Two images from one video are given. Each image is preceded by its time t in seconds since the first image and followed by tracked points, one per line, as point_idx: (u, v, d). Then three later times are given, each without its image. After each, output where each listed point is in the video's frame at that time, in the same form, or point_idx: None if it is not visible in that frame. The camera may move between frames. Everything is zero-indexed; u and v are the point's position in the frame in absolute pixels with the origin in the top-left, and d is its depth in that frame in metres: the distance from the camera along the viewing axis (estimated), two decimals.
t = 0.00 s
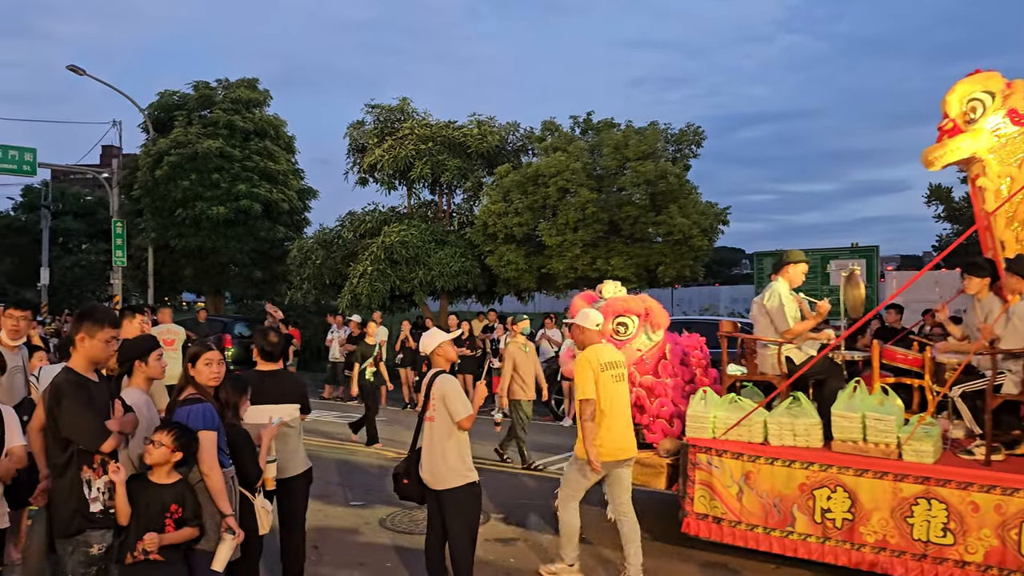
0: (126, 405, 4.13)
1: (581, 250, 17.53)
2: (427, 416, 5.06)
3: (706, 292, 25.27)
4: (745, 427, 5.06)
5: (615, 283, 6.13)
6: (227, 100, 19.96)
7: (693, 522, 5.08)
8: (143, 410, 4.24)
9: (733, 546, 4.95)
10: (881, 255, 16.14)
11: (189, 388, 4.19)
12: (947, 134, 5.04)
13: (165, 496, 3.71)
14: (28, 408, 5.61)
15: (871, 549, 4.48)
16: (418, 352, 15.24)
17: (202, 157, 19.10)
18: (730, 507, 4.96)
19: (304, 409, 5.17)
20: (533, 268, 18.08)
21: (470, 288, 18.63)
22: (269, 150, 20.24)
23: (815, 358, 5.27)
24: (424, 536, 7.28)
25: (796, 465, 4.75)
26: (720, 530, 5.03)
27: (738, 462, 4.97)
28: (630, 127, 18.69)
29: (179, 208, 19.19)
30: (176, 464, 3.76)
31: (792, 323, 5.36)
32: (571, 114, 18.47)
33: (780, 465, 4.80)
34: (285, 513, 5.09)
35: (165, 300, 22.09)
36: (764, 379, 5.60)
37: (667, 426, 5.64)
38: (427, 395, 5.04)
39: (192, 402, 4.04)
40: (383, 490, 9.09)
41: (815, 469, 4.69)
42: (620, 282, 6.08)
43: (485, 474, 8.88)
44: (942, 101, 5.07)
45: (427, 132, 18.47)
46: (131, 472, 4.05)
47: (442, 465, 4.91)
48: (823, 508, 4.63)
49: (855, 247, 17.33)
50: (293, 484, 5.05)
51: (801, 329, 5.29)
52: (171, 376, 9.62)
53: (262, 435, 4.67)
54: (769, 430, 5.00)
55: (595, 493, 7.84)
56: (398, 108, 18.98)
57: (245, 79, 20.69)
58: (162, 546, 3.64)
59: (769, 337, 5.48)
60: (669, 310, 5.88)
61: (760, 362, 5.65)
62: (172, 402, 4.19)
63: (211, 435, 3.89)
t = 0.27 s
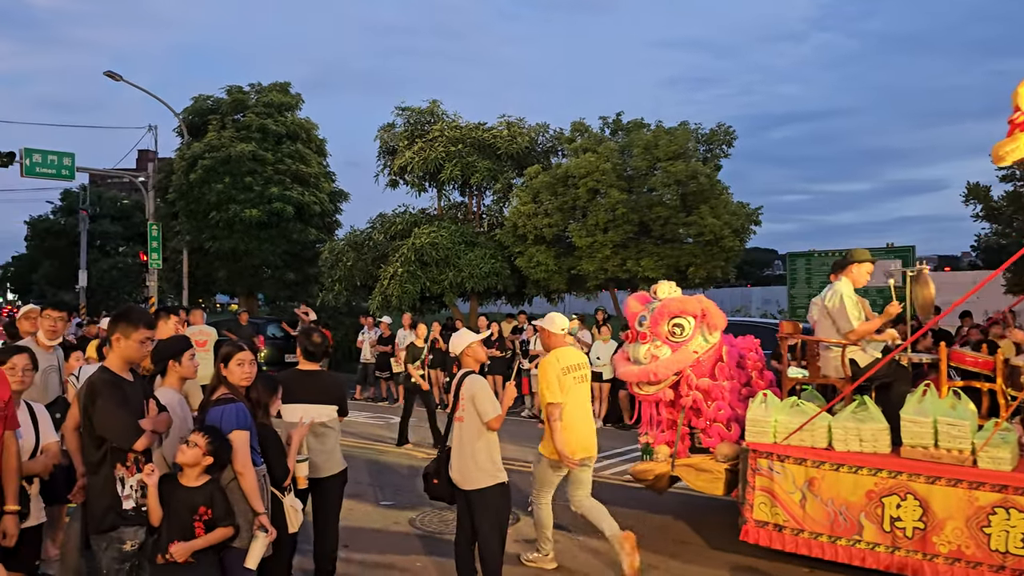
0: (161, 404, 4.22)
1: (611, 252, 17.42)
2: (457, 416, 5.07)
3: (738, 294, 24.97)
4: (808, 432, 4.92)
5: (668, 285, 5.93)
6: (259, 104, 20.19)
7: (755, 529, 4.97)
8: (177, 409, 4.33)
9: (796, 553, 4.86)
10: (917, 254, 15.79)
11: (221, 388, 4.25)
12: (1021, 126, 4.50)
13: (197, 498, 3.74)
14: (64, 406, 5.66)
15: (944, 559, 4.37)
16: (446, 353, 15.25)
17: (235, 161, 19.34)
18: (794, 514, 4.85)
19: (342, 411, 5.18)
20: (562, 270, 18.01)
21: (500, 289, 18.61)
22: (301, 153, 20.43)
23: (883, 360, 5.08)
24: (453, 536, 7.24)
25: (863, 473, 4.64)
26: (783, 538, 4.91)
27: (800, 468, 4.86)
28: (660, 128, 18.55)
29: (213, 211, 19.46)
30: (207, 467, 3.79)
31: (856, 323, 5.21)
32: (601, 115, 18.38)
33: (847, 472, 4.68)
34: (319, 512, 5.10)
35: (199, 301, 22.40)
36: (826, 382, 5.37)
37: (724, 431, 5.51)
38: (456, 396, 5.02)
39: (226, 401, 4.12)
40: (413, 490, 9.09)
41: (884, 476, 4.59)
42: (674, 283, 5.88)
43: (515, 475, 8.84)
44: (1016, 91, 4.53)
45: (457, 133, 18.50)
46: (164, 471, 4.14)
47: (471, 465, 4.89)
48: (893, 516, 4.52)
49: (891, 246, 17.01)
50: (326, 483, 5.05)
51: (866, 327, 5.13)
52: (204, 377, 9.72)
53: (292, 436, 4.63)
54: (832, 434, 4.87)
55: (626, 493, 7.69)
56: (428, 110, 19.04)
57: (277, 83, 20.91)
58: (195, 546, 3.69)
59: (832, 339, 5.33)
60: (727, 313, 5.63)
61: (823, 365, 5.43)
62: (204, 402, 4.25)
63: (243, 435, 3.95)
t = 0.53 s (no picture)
0: (200, 404, 4.27)
1: (645, 255, 17.29)
2: (491, 418, 5.01)
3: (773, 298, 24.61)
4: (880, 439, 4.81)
5: (731, 288, 5.86)
6: (295, 109, 20.42)
7: (824, 539, 4.86)
8: (215, 410, 4.37)
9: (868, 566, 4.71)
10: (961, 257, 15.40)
11: (259, 389, 4.28)
12: None
13: (231, 491, 3.83)
14: (105, 405, 5.72)
15: None
16: (479, 356, 15.24)
17: (272, 165, 19.61)
18: (865, 524, 4.71)
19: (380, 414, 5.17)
20: (596, 273, 17.91)
21: (533, 292, 18.57)
22: (336, 158, 20.64)
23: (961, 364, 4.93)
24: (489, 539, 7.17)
25: (941, 482, 4.48)
26: (853, 549, 4.77)
27: (873, 477, 4.72)
28: (694, 130, 18.38)
29: (250, 215, 19.72)
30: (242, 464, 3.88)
31: (936, 327, 5.05)
32: (635, 118, 18.25)
33: (922, 481, 4.54)
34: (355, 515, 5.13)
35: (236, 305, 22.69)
36: (897, 387, 5.21)
37: (788, 437, 5.39)
38: (489, 397, 4.97)
39: (264, 403, 4.16)
40: (447, 492, 9.08)
41: (962, 486, 4.42)
42: (736, 287, 5.81)
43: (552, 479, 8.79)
44: None
45: (490, 137, 18.52)
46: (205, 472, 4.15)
47: (506, 467, 4.85)
48: (972, 528, 4.34)
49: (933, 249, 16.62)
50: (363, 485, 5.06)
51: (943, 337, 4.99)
52: (242, 379, 9.82)
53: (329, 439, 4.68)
54: (906, 442, 4.74)
55: (661, 498, 7.64)
56: (461, 114, 19.10)
57: (312, 88, 21.15)
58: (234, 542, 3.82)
59: (906, 343, 5.18)
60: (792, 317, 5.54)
61: (894, 370, 5.28)
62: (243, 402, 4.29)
63: (280, 437, 4.01)
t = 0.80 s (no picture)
0: (238, 407, 4.28)
1: (678, 258, 17.14)
2: (524, 423, 4.95)
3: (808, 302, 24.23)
4: (956, 450, 4.55)
5: (793, 291, 5.67)
6: (329, 115, 20.65)
7: (897, 554, 4.68)
8: (253, 414, 4.39)
9: None
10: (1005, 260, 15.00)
11: (297, 394, 4.31)
12: None
13: (266, 499, 3.88)
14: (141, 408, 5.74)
15: None
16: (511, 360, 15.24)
17: (306, 171, 19.83)
18: (941, 539, 4.51)
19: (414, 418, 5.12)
20: (628, 277, 17.80)
21: (565, 296, 18.51)
22: (369, 162, 20.81)
23: None
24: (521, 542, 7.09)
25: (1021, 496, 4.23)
26: (928, 564, 4.58)
27: (948, 490, 4.51)
28: (728, 132, 18.18)
29: (284, 220, 19.97)
30: (278, 468, 3.91)
31: (1013, 331, 4.87)
32: (667, 120, 18.11)
33: (1002, 495, 4.31)
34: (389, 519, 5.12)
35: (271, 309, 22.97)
36: (974, 395, 5.03)
37: (854, 446, 5.24)
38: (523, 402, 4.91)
39: (302, 407, 4.20)
40: (480, 496, 9.01)
41: None
42: (799, 289, 5.62)
43: (584, 485, 8.76)
44: None
45: (522, 141, 18.51)
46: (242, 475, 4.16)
47: (540, 472, 4.79)
48: None
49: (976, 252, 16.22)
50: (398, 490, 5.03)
51: None
52: (278, 382, 9.94)
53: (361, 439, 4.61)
54: (984, 453, 4.47)
55: (695, 507, 7.67)
56: (493, 118, 19.13)
57: (345, 94, 21.35)
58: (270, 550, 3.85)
59: (982, 348, 5.00)
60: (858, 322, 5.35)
61: (971, 377, 5.10)
62: (282, 405, 4.33)
63: (318, 441, 4.04)
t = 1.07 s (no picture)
0: (268, 408, 4.32)
1: (704, 262, 17.01)
2: (549, 426, 4.92)
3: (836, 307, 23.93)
4: None
5: (852, 293, 5.54)
6: (356, 119, 20.84)
7: (968, 565, 4.63)
8: (281, 416, 4.45)
9: None
10: None
11: (329, 396, 4.35)
12: None
13: (297, 495, 3.87)
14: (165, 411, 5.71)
15: None
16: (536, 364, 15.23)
17: (333, 174, 20.01)
18: (1012, 551, 4.40)
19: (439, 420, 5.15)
20: (655, 281, 17.72)
21: (591, 300, 18.46)
22: (396, 166, 20.94)
23: None
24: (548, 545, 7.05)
25: None
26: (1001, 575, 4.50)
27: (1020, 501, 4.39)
28: (755, 135, 18.04)
29: (312, 223, 20.15)
30: (311, 464, 3.91)
31: None
32: (694, 124, 18.01)
33: None
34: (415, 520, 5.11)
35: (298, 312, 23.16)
36: None
37: (917, 455, 5.22)
38: (549, 404, 4.88)
39: (334, 408, 4.23)
40: (506, 498, 8.96)
41: None
42: (858, 292, 5.50)
43: (611, 489, 8.73)
44: None
45: (548, 145, 18.53)
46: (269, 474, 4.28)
47: (566, 474, 4.76)
48: None
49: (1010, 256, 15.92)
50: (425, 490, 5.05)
51: None
52: (306, 384, 10.01)
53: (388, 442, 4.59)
54: None
55: (722, 512, 7.63)
56: (519, 122, 19.16)
57: (372, 99, 21.53)
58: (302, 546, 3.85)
59: None
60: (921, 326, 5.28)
61: None
62: (312, 406, 4.38)
63: (349, 442, 4.07)
